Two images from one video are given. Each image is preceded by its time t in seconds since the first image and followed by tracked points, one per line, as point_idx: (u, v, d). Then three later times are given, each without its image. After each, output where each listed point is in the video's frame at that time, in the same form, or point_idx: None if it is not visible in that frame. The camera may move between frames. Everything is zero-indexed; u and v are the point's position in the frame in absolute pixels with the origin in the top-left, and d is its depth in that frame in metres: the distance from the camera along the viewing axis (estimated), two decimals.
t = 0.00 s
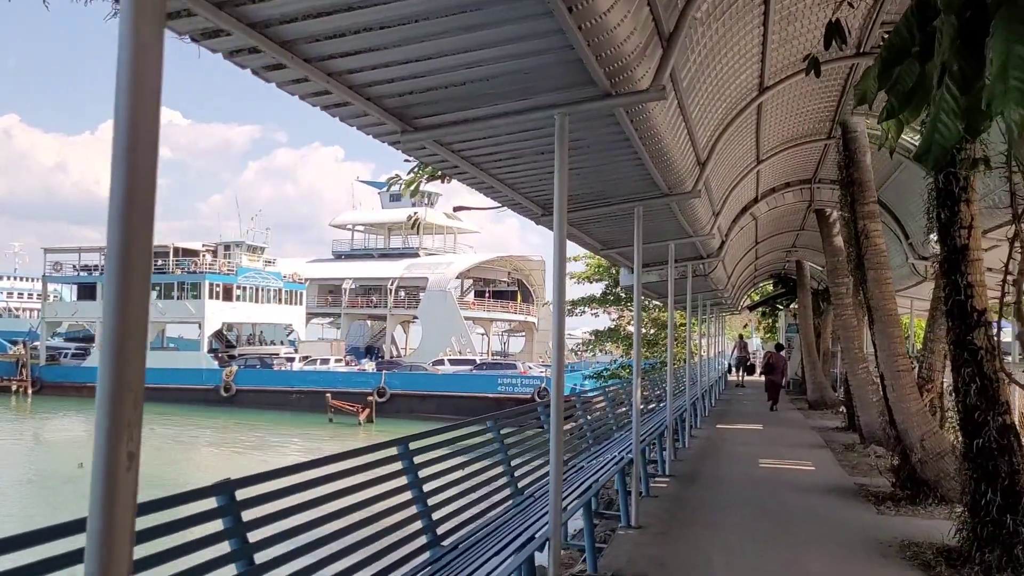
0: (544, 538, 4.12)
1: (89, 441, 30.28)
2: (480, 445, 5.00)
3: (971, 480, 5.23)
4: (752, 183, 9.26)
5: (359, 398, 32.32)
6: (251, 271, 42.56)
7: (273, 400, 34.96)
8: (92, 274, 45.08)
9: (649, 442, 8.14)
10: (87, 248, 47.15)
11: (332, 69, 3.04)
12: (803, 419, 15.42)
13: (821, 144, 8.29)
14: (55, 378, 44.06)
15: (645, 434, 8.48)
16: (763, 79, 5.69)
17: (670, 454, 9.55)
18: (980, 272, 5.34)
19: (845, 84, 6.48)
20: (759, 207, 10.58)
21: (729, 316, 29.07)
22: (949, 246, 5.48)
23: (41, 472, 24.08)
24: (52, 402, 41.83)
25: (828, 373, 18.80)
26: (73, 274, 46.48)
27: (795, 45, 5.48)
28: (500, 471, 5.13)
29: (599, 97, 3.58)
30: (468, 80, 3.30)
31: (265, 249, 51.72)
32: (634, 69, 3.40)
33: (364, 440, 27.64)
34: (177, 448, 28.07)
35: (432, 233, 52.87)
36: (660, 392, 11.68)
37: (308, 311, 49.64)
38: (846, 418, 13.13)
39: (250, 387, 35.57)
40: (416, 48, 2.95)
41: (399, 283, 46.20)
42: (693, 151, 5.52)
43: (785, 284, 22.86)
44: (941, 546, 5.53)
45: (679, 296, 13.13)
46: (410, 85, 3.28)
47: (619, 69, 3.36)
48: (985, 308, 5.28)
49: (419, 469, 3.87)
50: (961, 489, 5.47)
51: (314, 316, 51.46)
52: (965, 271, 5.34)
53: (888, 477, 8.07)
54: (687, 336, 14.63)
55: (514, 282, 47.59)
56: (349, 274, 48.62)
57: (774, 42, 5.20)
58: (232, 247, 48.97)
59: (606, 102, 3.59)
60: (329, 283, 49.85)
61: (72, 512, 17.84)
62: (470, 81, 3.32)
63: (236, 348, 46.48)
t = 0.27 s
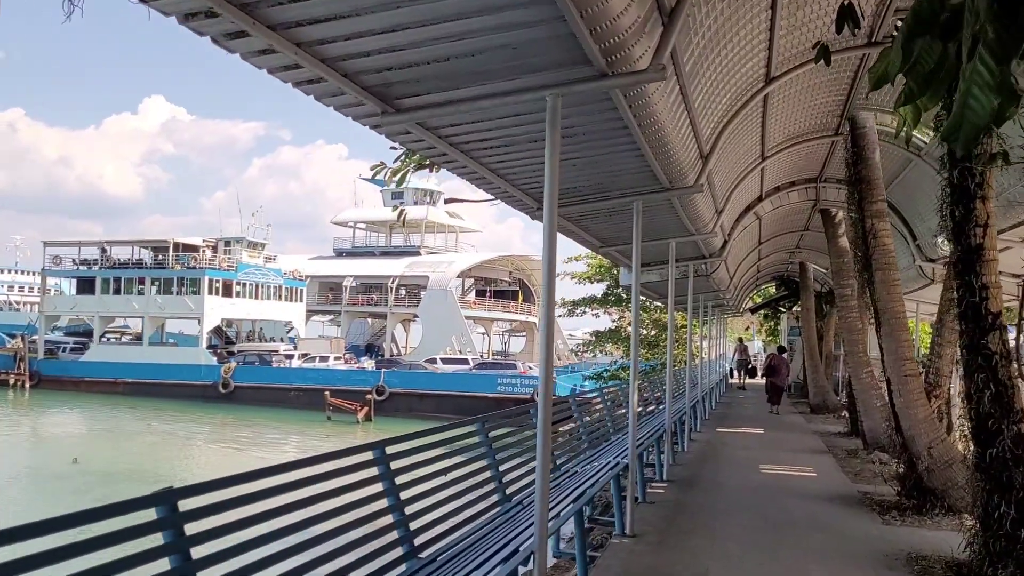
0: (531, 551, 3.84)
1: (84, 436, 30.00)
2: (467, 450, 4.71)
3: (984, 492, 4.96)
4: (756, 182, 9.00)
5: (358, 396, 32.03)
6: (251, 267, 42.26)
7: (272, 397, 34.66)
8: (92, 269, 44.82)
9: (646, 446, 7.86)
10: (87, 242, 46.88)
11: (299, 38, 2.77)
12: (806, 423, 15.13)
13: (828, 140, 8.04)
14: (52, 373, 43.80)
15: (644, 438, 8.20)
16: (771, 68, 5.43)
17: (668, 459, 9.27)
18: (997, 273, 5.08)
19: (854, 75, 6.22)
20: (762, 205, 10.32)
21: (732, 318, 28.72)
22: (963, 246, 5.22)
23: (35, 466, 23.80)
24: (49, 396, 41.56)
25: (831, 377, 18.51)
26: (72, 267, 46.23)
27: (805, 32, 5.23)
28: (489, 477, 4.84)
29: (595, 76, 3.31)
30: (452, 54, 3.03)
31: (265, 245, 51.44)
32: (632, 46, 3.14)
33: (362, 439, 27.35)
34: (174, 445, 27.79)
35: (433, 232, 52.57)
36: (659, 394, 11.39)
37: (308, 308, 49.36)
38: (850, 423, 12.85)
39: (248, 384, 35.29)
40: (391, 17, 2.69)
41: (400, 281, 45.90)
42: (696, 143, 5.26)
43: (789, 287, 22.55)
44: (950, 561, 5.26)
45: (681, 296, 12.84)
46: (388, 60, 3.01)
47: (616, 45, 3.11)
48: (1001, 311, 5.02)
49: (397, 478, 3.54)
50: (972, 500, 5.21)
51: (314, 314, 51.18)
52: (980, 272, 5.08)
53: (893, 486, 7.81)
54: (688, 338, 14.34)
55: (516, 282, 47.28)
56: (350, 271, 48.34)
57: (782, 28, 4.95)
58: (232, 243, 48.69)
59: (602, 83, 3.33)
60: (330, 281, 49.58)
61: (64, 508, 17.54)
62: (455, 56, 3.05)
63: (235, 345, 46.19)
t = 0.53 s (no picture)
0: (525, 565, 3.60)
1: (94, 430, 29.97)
2: (461, 454, 4.48)
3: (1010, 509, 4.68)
4: (773, 181, 8.73)
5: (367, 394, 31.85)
6: (264, 263, 42.16)
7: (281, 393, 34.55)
8: (105, 262, 44.90)
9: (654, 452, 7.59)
10: (101, 235, 46.97)
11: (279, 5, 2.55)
12: (819, 430, 14.79)
13: (849, 138, 7.74)
14: (64, 365, 43.89)
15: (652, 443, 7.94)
16: (792, 58, 5.16)
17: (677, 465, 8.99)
18: None
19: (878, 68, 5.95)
20: (779, 206, 10.03)
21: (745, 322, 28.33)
22: (993, 248, 4.94)
23: (44, 459, 23.74)
24: (61, 388, 41.63)
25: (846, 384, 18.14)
26: (86, 260, 46.33)
27: (829, 20, 4.98)
28: (484, 482, 4.59)
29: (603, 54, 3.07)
30: (447, 27, 2.80)
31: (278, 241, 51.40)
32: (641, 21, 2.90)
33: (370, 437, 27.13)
34: (182, 440, 27.69)
35: (446, 231, 52.35)
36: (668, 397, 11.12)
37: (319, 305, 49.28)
38: (865, 432, 12.52)
39: (257, 380, 35.21)
40: None
41: (412, 279, 45.71)
42: (711, 136, 5.00)
43: (804, 291, 22.18)
44: None
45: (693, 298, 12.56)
46: (378, 33, 2.78)
47: (625, 21, 2.88)
48: None
49: (383, 484, 3.31)
50: (998, 516, 4.94)
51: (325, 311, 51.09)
52: (1011, 275, 4.79)
53: (911, 498, 7.52)
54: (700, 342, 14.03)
55: (528, 282, 46.99)
56: (362, 269, 48.21)
57: (805, 15, 4.71)
58: (245, 238, 48.69)
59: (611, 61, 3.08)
60: (341, 278, 49.46)
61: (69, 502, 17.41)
62: (450, 30, 2.82)
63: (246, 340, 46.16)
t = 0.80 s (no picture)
0: None
1: (107, 429, 29.97)
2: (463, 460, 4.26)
3: None
4: (792, 176, 8.45)
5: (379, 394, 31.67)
6: (277, 263, 42.10)
7: (293, 392, 34.43)
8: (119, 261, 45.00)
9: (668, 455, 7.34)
10: (115, 235, 47.08)
11: None
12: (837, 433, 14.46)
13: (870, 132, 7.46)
14: (78, 364, 44.02)
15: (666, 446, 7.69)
16: (813, 45, 4.91)
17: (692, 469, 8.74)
18: None
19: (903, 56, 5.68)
20: (797, 203, 9.75)
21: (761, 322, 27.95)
22: None
23: (56, 458, 23.68)
24: (75, 386, 41.74)
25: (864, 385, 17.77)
26: (100, 259, 46.45)
27: (851, 5, 4.73)
28: (487, 490, 4.37)
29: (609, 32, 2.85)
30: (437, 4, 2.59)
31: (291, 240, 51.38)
32: None
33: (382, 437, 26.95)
34: (195, 439, 27.61)
35: (459, 230, 52.15)
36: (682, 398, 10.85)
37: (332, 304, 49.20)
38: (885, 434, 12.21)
39: (270, 379, 35.14)
40: None
41: (425, 278, 45.52)
42: (729, 126, 4.75)
43: (820, 291, 21.81)
44: None
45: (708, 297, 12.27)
46: (363, 10, 2.58)
47: None
48: None
49: (373, 495, 3.11)
50: None
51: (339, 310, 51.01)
52: None
53: (936, 506, 7.24)
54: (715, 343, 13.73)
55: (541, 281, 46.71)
56: (375, 268, 48.09)
57: None
58: (258, 238, 48.67)
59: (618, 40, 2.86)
60: (354, 277, 49.35)
61: (79, 502, 17.29)
62: (441, 7, 2.61)
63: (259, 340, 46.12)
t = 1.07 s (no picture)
0: None
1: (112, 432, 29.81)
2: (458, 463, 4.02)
3: None
4: (801, 166, 8.19)
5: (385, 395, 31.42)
6: (281, 263, 41.89)
7: (299, 393, 34.15)
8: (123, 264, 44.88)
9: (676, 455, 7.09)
10: (120, 237, 46.96)
11: None
12: (849, 429, 14.16)
13: (883, 119, 7.18)
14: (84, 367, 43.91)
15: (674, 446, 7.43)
16: (825, 25, 4.65)
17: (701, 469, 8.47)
18: None
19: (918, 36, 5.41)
20: (807, 195, 9.48)
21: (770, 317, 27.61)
22: None
23: (60, 462, 23.49)
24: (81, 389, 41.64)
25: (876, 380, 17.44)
26: (105, 262, 46.34)
27: None
28: (484, 498, 4.12)
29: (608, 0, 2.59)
30: None
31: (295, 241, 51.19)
32: None
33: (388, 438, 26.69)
34: (200, 441, 27.40)
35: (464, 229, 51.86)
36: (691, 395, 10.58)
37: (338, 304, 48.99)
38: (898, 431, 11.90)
39: (276, 380, 34.93)
40: None
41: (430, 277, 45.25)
42: (737, 111, 4.49)
43: (830, 285, 21.46)
44: None
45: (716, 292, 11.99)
46: None
47: None
48: None
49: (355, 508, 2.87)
50: None
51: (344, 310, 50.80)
52: None
53: (954, 507, 6.98)
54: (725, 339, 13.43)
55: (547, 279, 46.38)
56: (380, 268, 47.86)
57: None
58: (263, 238, 48.50)
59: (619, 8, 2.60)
60: (360, 277, 49.12)
61: (81, 507, 17.09)
62: None
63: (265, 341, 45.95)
